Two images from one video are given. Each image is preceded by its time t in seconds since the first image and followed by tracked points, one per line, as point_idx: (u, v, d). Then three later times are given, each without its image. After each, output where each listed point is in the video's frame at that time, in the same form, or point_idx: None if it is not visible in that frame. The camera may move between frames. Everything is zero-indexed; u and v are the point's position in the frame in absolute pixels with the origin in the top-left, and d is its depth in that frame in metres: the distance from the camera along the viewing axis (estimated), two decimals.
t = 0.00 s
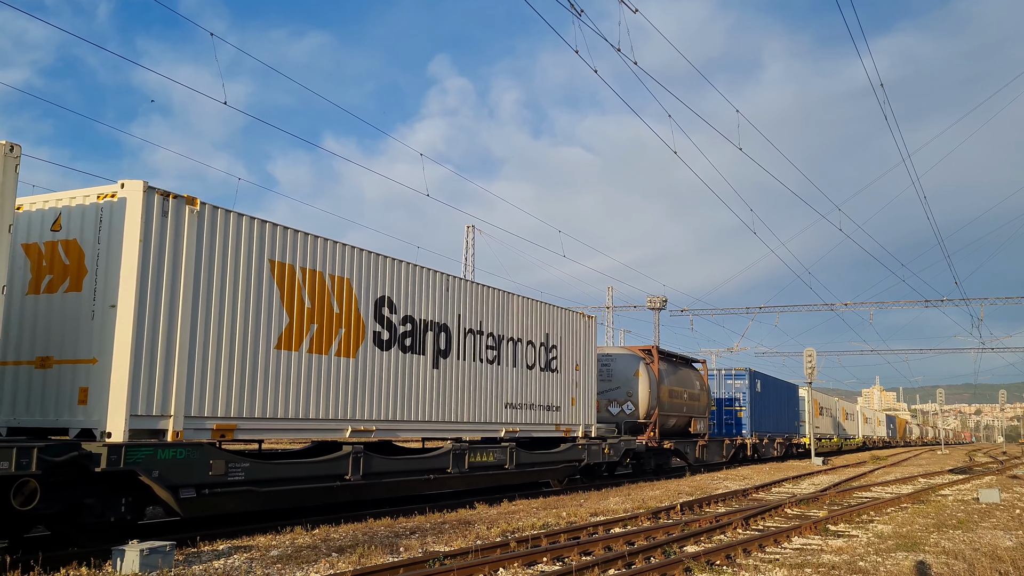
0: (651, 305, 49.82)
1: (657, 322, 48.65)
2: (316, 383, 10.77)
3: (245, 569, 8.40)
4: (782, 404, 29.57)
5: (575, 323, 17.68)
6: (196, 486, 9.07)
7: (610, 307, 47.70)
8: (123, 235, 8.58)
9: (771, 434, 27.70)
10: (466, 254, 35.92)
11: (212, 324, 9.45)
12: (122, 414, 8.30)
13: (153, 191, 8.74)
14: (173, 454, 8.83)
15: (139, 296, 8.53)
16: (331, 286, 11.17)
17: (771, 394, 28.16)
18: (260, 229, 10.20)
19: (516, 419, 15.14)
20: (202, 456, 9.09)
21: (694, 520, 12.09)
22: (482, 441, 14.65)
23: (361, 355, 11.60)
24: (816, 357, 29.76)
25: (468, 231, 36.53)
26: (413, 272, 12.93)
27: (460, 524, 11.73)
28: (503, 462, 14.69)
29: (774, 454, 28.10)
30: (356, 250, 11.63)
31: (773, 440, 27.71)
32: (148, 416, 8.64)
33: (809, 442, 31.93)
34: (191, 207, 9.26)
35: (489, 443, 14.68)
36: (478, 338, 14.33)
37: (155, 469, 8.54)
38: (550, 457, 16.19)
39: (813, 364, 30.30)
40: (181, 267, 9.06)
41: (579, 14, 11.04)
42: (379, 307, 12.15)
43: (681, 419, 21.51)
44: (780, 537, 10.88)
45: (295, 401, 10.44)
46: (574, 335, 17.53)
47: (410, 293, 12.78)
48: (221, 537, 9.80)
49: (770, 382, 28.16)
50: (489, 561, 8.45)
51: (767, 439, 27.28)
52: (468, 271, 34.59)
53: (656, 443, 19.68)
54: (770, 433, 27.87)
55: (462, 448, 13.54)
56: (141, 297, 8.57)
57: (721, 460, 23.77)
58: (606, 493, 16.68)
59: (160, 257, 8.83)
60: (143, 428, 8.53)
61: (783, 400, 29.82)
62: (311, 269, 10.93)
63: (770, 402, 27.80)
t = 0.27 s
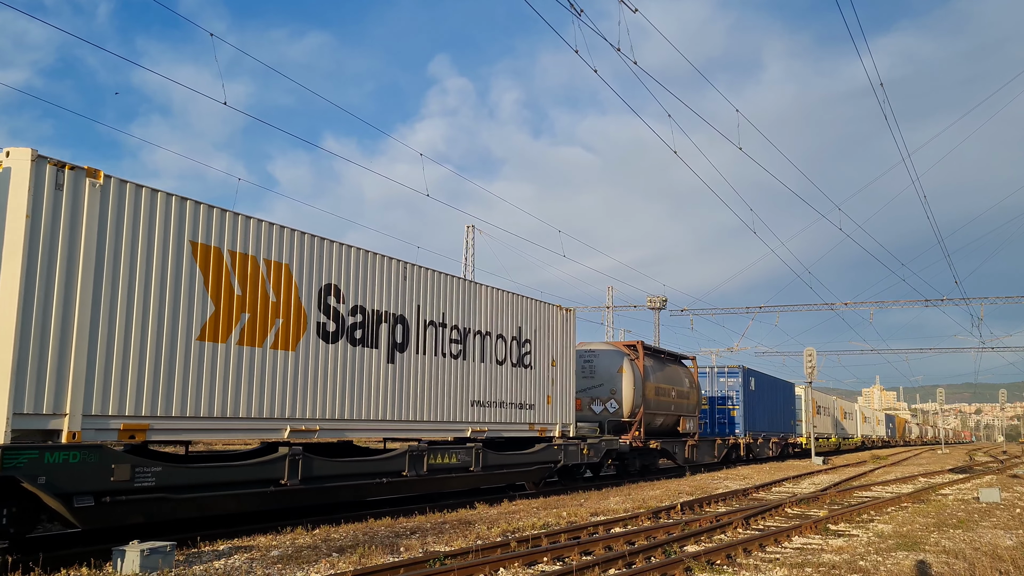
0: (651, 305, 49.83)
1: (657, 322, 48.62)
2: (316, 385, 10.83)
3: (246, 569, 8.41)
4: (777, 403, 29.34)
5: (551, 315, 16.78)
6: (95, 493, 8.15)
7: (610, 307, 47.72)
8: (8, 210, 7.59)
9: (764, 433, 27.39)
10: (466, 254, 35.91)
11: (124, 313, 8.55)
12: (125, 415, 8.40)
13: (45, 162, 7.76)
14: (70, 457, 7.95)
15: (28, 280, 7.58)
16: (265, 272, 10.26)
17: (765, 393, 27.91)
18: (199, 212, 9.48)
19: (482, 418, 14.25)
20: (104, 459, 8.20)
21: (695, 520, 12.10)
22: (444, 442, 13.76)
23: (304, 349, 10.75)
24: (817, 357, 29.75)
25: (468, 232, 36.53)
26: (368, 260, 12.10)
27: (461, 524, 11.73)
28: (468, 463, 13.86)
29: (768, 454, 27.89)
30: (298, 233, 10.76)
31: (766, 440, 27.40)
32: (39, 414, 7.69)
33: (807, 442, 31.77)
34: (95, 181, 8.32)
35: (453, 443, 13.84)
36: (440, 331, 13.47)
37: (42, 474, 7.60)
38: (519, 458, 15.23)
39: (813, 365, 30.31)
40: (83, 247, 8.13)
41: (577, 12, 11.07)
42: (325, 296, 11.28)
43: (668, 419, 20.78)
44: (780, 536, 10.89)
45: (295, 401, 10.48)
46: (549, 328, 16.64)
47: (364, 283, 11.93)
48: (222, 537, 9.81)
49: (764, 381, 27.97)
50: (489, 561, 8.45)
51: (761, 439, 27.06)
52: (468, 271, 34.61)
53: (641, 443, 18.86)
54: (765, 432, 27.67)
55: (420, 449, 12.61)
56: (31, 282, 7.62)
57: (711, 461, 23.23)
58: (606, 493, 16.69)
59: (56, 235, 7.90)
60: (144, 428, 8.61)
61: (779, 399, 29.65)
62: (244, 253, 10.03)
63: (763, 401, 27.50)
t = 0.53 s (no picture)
0: (651, 305, 49.84)
1: (657, 321, 48.62)
2: (316, 387, 10.82)
3: (246, 569, 8.41)
4: (771, 402, 29.12)
5: (524, 307, 15.73)
6: None
7: (610, 307, 47.71)
8: None
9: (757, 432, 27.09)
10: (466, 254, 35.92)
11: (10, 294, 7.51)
12: (128, 415, 8.42)
13: None
14: None
15: None
16: (185, 254, 9.18)
17: (758, 391, 27.66)
18: (151, 198, 8.83)
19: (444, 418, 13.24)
20: None
21: (695, 520, 12.12)
22: (402, 442, 12.75)
23: (232, 340, 9.74)
24: (818, 357, 29.75)
25: (467, 231, 36.53)
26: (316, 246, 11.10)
27: (461, 524, 11.72)
28: (428, 466, 12.82)
29: (762, 452, 27.70)
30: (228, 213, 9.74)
31: (759, 439, 27.11)
32: None
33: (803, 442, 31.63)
34: None
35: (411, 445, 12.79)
36: (397, 323, 12.44)
37: None
38: (486, 460, 14.29)
39: (813, 364, 30.30)
40: None
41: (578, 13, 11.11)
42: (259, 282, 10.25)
43: (654, 417, 20.17)
44: (780, 536, 10.90)
45: (295, 402, 10.49)
46: (522, 321, 15.63)
47: (306, 269, 10.91)
48: (222, 537, 9.81)
49: (758, 380, 27.78)
50: (489, 560, 8.44)
51: (755, 438, 26.82)
52: (467, 272, 34.62)
53: (624, 443, 18.19)
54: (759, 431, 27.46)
55: (369, 450, 11.57)
56: None
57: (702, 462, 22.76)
58: (607, 492, 16.67)
59: (9, 222, 7.52)
60: (148, 428, 8.64)
61: (774, 398, 29.49)
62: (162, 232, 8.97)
63: (756, 399, 27.21)
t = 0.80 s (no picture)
0: (651, 305, 49.84)
1: (657, 321, 48.60)
2: (315, 387, 10.81)
3: (247, 569, 8.41)
4: (765, 402, 28.71)
5: (489, 297, 14.78)
6: None
7: (610, 306, 47.70)
8: None
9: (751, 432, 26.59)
10: (466, 253, 35.92)
11: None
12: (131, 415, 8.43)
13: None
14: None
15: None
16: (84, 234, 8.15)
17: (752, 389, 27.20)
18: (144, 198, 8.81)
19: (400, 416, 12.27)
20: None
21: (695, 519, 12.13)
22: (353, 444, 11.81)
23: (147, 329, 8.71)
24: (818, 356, 29.77)
25: (468, 231, 36.54)
26: (248, 229, 10.13)
27: (461, 524, 11.72)
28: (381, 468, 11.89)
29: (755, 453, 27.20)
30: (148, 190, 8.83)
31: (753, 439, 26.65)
32: None
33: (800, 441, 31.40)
34: None
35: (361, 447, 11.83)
36: (345, 314, 11.48)
37: None
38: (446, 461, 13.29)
39: (813, 364, 30.33)
40: None
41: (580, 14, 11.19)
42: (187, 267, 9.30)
43: (641, 416, 19.35)
44: (781, 535, 10.89)
45: (293, 402, 10.47)
46: (487, 313, 14.70)
47: (242, 253, 9.98)
48: (222, 537, 9.80)
49: (752, 378, 27.37)
50: (490, 560, 8.44)
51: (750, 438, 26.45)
52: (468, 272, 34.63)
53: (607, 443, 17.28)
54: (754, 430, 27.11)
55: (310, 452, 10.57)
56: None
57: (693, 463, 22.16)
58: (607, 492, 16.67)
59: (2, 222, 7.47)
60: (149, 429, 8.62)
61: (769, 397, 29.16)
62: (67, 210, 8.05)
63: (749, 398, 26.69)
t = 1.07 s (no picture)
0: (651, 305, 49.86)
1: (657, 322, 48.70)
2: (312, 388, 10.82)
3: (246, 569, 8.42)
4: (758, 401, 28.35)
5: (451, 289, 13.96)
6: None
7: (610, 307, 47.74)
8: None
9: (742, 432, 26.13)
10: (466, 253, 35.94)
11: None
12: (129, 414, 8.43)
13: None
14: None
15: None
16: None
17: (743, 388, 26.75)
18: (141, 196, 8.78)
19: (349, 415, 11.41)
20: None
21: (695, 520, 12.15)
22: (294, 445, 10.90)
23: (92, 322, 8.17)
24: (818, 357, 29.79)
25: (468, 230, 36.56)
26: (246, 228, 10.09)
27: (461, 524, 11.73)
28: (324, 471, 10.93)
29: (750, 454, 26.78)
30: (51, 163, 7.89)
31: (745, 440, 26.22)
32: None
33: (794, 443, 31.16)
34: None
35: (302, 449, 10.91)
36: (285, 303, 10.58)
37: None
38: (399, 465, 12.36)
39: (813, 365, 30.34)
40: None
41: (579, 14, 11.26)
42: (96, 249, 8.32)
43: (623, 415, 18.67)
44: (781, 536, 10.90)
45: (289, 402, 10.47)
46: (450, 305, 13.88)
47: (165, 236, 9.02)
48: (221, 537, 9.80)
49: (744, 378, 27.00)
50: (490, 560, 8.44)
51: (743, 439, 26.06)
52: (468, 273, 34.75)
53: (585, 443, 16.51)
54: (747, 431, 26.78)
55: (234, 454, 9.56)
56: None
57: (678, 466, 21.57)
58: (607, 493, 16.66)
59: None
60: (147, 428, 8.63)
61: (762, 397, 28.82)
62: None
63: (740, 398, 26.26)
